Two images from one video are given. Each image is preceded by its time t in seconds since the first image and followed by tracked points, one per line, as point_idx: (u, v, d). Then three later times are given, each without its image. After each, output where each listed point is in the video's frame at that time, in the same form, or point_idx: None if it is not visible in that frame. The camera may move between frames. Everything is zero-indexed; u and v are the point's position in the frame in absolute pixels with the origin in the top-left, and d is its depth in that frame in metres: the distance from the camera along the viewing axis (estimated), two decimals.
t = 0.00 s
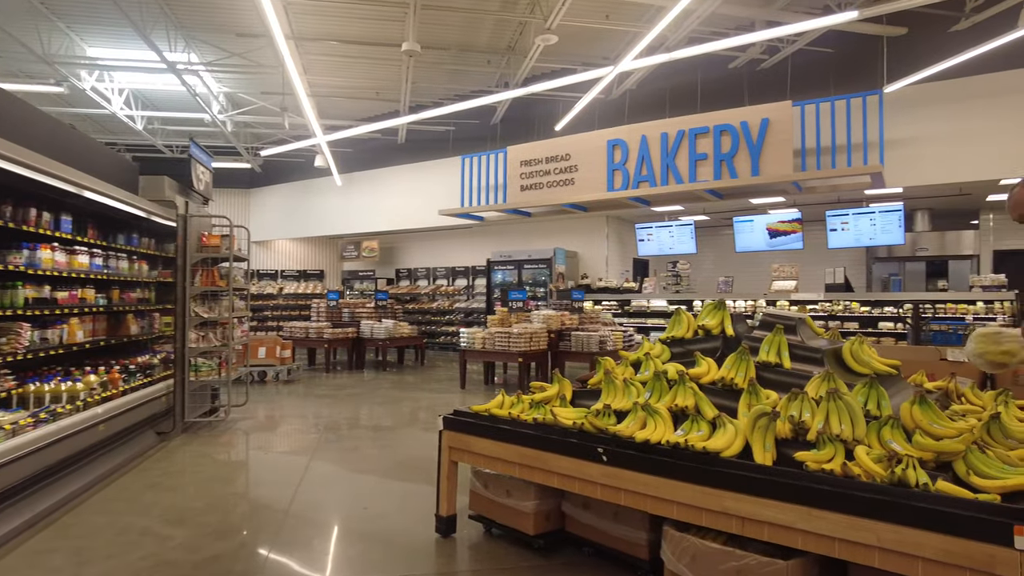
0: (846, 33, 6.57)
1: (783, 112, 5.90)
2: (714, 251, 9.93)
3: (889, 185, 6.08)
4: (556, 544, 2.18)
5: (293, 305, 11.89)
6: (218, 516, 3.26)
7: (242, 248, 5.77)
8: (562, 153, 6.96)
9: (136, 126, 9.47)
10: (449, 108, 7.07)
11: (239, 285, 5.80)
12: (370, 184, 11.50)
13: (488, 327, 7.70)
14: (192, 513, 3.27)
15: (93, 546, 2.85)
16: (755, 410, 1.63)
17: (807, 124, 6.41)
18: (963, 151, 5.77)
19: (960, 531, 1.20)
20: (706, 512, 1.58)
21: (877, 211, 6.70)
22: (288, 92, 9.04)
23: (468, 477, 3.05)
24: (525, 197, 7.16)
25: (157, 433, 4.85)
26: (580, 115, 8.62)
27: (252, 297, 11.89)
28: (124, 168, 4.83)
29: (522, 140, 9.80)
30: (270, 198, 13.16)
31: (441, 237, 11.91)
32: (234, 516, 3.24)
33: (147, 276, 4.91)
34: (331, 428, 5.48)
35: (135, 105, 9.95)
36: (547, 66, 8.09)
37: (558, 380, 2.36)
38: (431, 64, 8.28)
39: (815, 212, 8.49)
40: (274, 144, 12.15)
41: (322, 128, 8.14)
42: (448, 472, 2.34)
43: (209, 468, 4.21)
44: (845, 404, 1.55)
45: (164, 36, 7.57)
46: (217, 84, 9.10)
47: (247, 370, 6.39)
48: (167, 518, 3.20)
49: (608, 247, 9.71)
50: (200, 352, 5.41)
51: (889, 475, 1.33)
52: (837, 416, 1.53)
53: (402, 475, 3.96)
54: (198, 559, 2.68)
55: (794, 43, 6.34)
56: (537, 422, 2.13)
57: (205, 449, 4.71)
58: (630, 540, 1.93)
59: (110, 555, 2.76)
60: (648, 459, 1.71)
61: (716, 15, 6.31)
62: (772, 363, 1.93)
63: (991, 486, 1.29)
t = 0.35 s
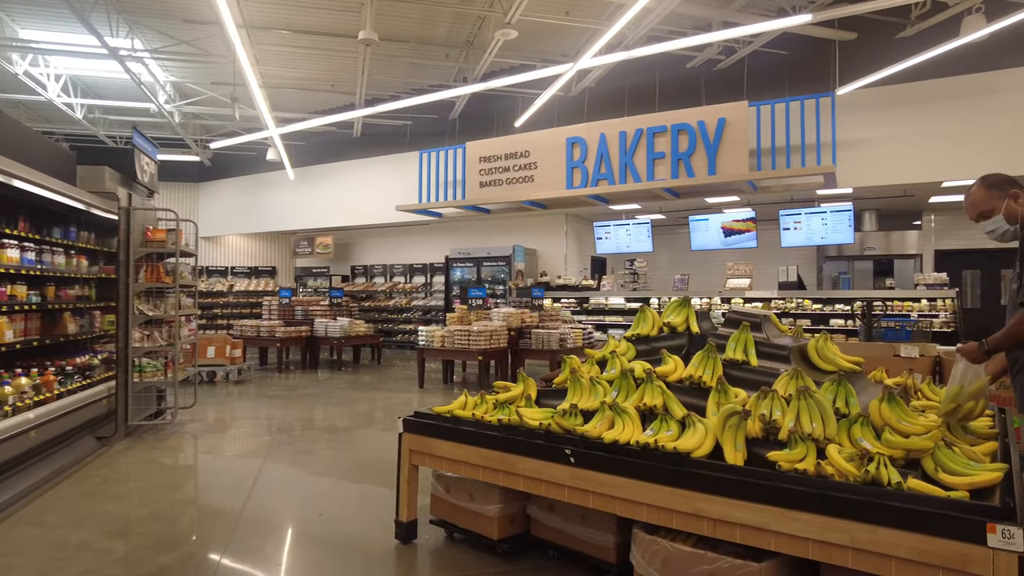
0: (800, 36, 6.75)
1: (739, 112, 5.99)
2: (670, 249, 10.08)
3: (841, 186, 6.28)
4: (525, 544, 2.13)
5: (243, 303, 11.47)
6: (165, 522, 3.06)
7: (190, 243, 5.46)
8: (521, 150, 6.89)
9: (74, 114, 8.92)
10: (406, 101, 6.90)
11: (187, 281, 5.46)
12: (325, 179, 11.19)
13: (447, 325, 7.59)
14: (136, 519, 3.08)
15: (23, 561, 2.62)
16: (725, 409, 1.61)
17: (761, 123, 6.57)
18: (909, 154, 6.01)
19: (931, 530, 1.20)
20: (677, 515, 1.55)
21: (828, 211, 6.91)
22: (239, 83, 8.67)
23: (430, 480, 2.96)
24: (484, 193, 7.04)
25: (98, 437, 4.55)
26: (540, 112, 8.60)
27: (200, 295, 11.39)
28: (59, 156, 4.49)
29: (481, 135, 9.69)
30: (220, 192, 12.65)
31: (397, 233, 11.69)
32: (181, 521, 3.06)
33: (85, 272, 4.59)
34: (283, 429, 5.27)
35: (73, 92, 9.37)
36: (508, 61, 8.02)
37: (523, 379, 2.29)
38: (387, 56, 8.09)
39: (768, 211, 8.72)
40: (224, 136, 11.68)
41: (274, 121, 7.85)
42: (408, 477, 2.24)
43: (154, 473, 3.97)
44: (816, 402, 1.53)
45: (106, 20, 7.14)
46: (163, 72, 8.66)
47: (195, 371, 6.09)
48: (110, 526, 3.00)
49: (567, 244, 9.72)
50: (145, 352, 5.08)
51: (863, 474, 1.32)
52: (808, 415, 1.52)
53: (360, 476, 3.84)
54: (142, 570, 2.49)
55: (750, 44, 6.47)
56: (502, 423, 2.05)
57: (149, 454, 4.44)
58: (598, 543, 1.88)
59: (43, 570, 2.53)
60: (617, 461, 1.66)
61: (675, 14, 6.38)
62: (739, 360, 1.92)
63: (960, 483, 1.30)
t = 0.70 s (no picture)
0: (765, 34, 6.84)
1: (705, 108, 5.90)
2: (636, 245, 10.15)
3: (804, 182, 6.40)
4: (502, 544, 2.06)
5: (200, 298, 11.07)
6: (116, 528, 2.88)
7: (144, 234, 5.20)
8: (488, 143, 6.80)
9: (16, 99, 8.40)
10: (369, 91, 6.67)
11: (141, 275, 5.18)
12: (286, 170, 10.87)
13: (412, 320, 7.46)
14: (88, 525, 2.90)
15: None
16: (708, 405, 1.57)
17: (727, 120, 6.64)
18: (870, 152, 6.15)
19: (921, 526, 1.18)
20: (660, 514, 1.50)
21: (791, 207, 7.02)
22: (196, 70, 8.31)
23: (400, 479, 2.87)
24: (450, 187, 7.01)
25: (42, 440, 4.28)
26: (507, 105, 8.52)
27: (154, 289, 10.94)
28: None
29: (446, 128, 9.54)
30: (176, 183, 12.17)
31: (361, 227, 11.45)
32: (135, 525, 2.90)
33: (29, 265, 4.28)
34: (242, 429, 5.07)
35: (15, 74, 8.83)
36: (475, 53, 7.90)
37: (497, 376, 2.22)
38: (351, 46, 7.88)
39: (732, 207, 8.85)
40: (180, 125, 11.22)
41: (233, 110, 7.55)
42: (378, 478, 2.14)
43: (104, 476, 3.75)
44: (800, 397, 1.51)
45: None
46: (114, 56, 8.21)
47: (150, 370, 5.82)
48: (59, 533, 2.83)
49: (534, 239, 9.69)
50: (95, 349, 4.75)
51: (850, 470, 1.30)
52: (793, 410, 1.49)
53: (326, 474, 3.72)
54: None
55: (717, 40, 6.51)
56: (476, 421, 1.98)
57: (99, 456, 4.20)
58: (576, 544, 1.82)
59: None
60: (598, 459, 1.61)
61: (644, 9, 6.37)
62: (718, 355, 1.89)
63: (945, 477, 1.29)
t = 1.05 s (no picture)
0: (732, 23, 6.87)
1: (672, 96, 5.89)
2: (601, 233, 10.16)
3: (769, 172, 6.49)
4: (484, 536, 2.00)
5: (153, 286, 10.59)
6: (64, 530, 2.68)
7: (92, 219, 4.88)
8: (453, 128, 6.66)
9: None
10: (331, 73, 6.42)
11: (90, 262, 4.87)
12: (242, 154, 10.47)
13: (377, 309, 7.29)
14: (35, 528, 2.71)
15: None
16: (698, 394, 1.53)
17: (694, 108, 6.66)
18: (833, 142, 6.27)
19: (921, 515, 1.17)
20: (651, 507, 1.46)
21: (753, 197, 7.11)
22: (147, 46, 7.88)
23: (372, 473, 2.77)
24: (415, 172, 6.85)
25: None
26: (473, 90, 8.37)
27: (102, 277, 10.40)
28: None
29: (410, 112, 9.31)
30: (126, 165, 11.59)
31: (321, 213, 11.13)
32: (88, 524, 2.72)
33: None
34: (200, 421, 4.86)
35: None
36: (440, 35, 7.72)
37: (475, 365, 2.14)
38: (312, 25, 7.59)
39: (696, 196, 8.93)
40: (130, 105, 10.66)
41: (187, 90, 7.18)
42: (350, 473, 2.04)
43: (51, 475, 3.52)
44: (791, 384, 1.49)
45: None
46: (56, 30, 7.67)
47: (100, 362, 5.51)
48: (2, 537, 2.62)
49: (499, 227, 9.60)
50: (39, 340, 4.46)
51: (847, 459, 1.28)
52: (784, 398, 1.46)
53: (291, 467, 3.59)
54: None
55: (683, 28, 6.51)
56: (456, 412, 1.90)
57: (44, 453, 3.94)
58: (561, 538, 1.77)
59: None
60: (586, 451, 1.55)
61: None
62: (703, 342, 1.86)
63: (939, 465, 1.29)
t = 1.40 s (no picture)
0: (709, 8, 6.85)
1: (649, 81, 5.85)
2: (577, 219, 10.14)
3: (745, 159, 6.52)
4: (473, 528, 1.95)
5: (117, 273, 10.22)
6: (28, 527, 2.55)
7: (52, 202, 4.64)
8: (429, 111, 6.52)
9: None
10: (302, 53, 6.20)
11: (50, 247, 4.63)
12: (209, 136, 10.13)
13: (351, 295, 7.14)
14: None
15: None
16: (697, 381, 1.50)
17: (672, 94, 6.64)
18: (808, 129, 6.32)
19: (928, 503, 1.16)
20: (650, 497, 1.43)
21: (728, 183, 7.15)
22: (108, 23, 7.50)
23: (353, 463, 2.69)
24: (389, 156, 6.70)
25: None
26: (448, 72, 8.21)
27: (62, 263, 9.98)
28: None
29: (383, 94, 9.10)
30: (86, 147, 11.11)
31: (292, 197, 10.85)
32: (52, 521, 2.59)
33: None
34: (168, 412, 4.70)
35: None
36: (415, 16, 7.53)
37: (463, 353, 2.08)
38: (282, 3, 7.32)
39: (672, 182, 8.96)
40: (89, 84, 10.19)
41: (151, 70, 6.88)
42: (333, 465, 1.97)
43: (10, 470, 3.35)
44: (791, 371, 1.47)
45: None
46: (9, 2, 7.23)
47: (62, 351, 5.28)
48: None
49: (474, 213, 9.49)
50: None
51: (851, 447, 1.27)
52: (785, 385, 1.45)
53: (266, 458, 3.49)
54: None
55: (661, 13, 6.46)
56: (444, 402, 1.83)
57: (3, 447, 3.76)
58: (554, 529, 1.74)
59: None
60: (583, 441, 1.51)
61: None
62: (696, 329, 1.83)
63: (941, 452, 1.29)
